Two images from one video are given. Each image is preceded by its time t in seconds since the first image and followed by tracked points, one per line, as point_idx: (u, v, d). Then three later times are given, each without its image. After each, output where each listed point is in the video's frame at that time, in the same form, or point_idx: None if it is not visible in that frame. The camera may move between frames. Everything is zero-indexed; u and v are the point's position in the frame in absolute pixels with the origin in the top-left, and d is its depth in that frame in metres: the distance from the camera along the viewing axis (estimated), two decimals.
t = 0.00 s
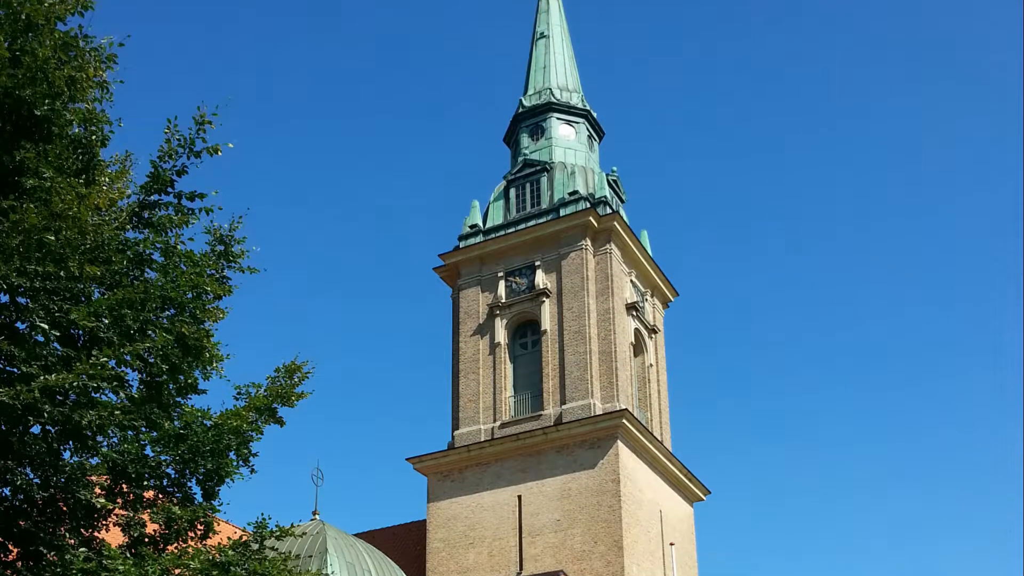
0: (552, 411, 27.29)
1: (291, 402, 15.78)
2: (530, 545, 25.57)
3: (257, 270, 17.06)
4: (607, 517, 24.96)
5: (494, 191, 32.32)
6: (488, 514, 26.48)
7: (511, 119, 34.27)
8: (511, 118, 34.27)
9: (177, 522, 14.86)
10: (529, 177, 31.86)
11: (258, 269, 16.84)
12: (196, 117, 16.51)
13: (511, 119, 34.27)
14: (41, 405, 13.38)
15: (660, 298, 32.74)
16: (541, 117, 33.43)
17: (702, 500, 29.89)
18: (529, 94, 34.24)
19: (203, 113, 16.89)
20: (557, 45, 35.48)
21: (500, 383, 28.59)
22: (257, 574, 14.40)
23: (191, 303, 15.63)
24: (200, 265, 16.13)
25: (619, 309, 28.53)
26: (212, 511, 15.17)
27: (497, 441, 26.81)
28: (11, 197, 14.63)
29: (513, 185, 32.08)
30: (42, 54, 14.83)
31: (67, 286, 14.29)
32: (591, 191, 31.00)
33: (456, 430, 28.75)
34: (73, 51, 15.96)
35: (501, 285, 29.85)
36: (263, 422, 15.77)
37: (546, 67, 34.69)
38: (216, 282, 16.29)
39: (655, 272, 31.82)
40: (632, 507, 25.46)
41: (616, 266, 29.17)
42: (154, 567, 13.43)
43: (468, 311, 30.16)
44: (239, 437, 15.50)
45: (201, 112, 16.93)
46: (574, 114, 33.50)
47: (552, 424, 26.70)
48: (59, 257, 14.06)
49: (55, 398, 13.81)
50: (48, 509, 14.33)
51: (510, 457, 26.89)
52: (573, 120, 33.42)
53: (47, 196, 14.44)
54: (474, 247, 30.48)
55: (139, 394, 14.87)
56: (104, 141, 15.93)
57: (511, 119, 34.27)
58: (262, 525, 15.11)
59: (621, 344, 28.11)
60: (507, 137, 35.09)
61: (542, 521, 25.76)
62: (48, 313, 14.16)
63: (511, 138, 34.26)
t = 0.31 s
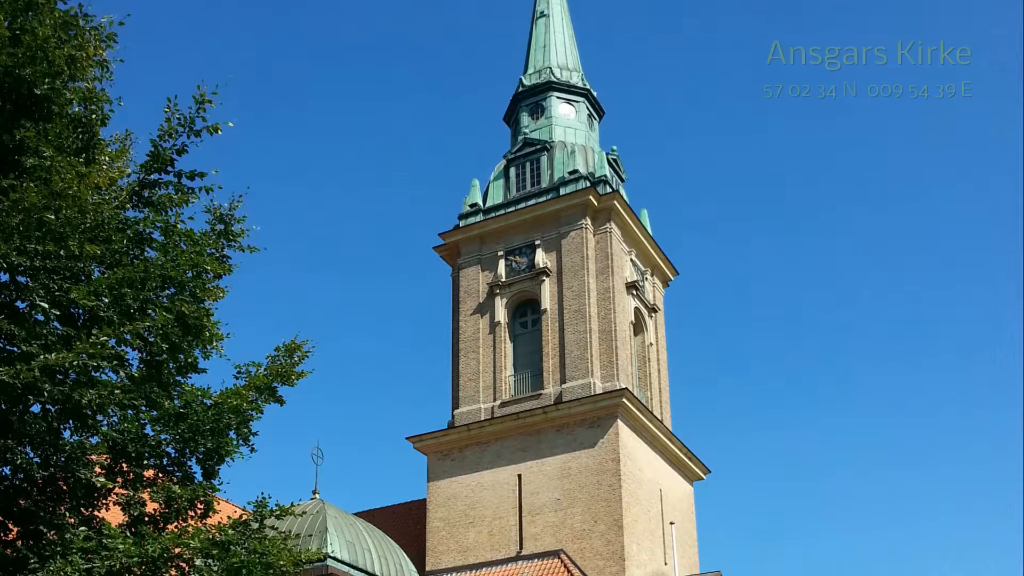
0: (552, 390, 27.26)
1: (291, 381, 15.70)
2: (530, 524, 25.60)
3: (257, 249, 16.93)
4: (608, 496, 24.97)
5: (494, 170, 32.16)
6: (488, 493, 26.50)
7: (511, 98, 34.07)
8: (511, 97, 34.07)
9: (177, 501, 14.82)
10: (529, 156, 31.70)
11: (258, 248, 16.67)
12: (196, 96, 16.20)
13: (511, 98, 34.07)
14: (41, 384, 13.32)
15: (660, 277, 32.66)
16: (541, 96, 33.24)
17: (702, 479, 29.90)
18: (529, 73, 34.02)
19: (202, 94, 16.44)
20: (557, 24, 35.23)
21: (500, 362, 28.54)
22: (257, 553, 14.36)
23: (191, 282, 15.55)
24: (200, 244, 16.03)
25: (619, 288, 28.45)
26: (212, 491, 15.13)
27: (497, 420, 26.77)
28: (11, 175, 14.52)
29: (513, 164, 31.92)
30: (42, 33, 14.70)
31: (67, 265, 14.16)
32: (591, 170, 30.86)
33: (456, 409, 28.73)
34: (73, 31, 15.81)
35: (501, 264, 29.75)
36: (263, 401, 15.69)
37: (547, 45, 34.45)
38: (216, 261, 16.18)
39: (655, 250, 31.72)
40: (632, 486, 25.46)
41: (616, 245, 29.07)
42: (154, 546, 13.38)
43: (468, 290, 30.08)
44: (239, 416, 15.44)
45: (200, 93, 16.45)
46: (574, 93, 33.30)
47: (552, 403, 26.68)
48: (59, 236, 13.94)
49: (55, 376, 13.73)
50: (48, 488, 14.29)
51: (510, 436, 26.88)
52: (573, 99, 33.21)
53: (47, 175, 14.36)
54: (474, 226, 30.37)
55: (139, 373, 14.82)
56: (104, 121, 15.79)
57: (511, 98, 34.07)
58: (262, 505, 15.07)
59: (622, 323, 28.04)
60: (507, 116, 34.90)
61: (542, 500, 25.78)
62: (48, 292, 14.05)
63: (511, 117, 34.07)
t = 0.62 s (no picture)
0: (552, 372, 27.23)
1: (291, 362, 15.66)
2: (530, 505, 25.63)
3: (257, 230, 16.84)
4: (608, 478, 24.98)
5: (494, 151, 32.04)
6: (488, 474, 26.51)
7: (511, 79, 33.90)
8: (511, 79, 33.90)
9: (177, 482, 14.82)
10: (529, 137, 31.57)
11: (258, 229, 16.54)
12: (196, 76, 15.90)
13: (511, 80, 33.90)
14: (41, 365, 13.25)
15: (660, 258, 32.59)
16: (541, 77, 33.07)
17: (701, 460, 29.93)
18: (529, 55, 33.84)
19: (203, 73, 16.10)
20: (557, 5, 35.01)
21: (500, 343, 28.50)
22: (257, 535, 14.33)
23: (191, 264, 15.46)
24: (200, 225, 15.96)
25: (619, 269, 28.38)
26: (212, 472, 15.12)
27: (497, 401, 26.75)
28: (10, 157, 14.45)
29: (513, 145, 31.79)
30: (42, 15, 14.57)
31: (67, 247, 14.08)
32: (591, 152, 30.75)
33: (456, 390, 28.72)
34: (73, 12, 15.67)
35: (501, 245, 29.67)
36: (263, 382, 15.64)
37: (546, 27, 34.24)
38: (216, 242, 16.11)
39: (655, 232, 31.63)
40: (632, 467, 25.46)
41: (615, 227, 28.99)
42: (154, 528, 13.42)
43: (468, 271, 30.01)
44: (239, 397, 15.41)
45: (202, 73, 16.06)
46: (574, 74, 33.12)
47: (552, 384, 26.65)
48: (59, 218, 13.85)
49: (55, 358, 13.69)
50: (48, 470, 14.23)
51: (510, 418, 26.87)
52: (573, 80, 33.03)
53: (47, 157, 14.30)
54: (474, 207, 30.27)
55: (139, 354, 14.71)
56: (104, 102, 15.66)
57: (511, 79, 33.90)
58: (262, 486, 15.06)
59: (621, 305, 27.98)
60: (507, 98, 34.74)
61: (542, 482, 25.80)
62: (48, 274, 13.96)
63: (511, 98, 33.91)
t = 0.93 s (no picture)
0: (552, 353, 27.19)
1: (291, 343, 15.62)
2: (530, 486, 25.64)
3: (257, 211, 16.76)
4: (608, 459, 24.98)
5: (494, 132, 31.90)
6: (488, 456, 26.51)
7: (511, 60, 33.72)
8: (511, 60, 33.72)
9: (177, 464, 14.80)
10: (529, 118, 31.42)
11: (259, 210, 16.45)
12: (196, 57, 15.79)
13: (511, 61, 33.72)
14: (41, 347, 13.17)
15: (660, 239, 32.50)
16: (541, 58, 32.88)
17: (701, 441, 29.94)
18: (529, 36, 33.64)
19: (203, 54, 16.02)
20: None
21: (500, 324, 28.45)
22: (257, 516, 14.30)
23: (191, 245, 15.39)
24: (200, 206, 15.89)
25: (619, 250, 28.29)
26: (212, 454, 15.09)
27: (497, 382, 26.73)
28: (10, 138, 14.37)
29: (513, 126, 31.65)
30: None
31: (67, 228, 14.02)
32: (591, 133, 30.61)
33: (456, 371, 28.70)
34: None
35: (501, 226, 29.58)
36: (263, 362, 15.61)
37: (547, 7, 34.02)
38: (216, 224, 16.04)
39: (655, 213, 31.52)
40: (632, 449, 25.46)
41: (615, 207, 28.88)
42: (154, 509, 13.41)
43: (468, 252, 29.94)
44: (239, 378, 15.37)
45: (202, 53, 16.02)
46: (574, 55, 32.93)
47: (552, 365, 26.62)
48: (59, 199, 13.77)
49: (55, 339, 13.59)
50: (48, 451, 14.17)
51: (510, 399, 26.85)
52: (573, 61, 32.85)
53: (47, 138, 14.21)
54: (473, 188, 30.17)
55: (139, 335, 14.70)
56: (104, 84, 15.56)
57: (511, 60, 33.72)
58: (262, 467, 15.04)
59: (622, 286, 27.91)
60: (507, 79, 34.57)
61: (542, 463, 25.80)
62: (48, 254, 13.88)
63: (511, 79, 33.74)
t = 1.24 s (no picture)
0: (552, 332, 27.15)
1: (291, 322, 15.58)
2: (530, 465, 25.66)
3: (258, 191, 16.69)
4: (608, 438, 24.99)
5: (494, 111, 31.74)
6: (488, 435, 26.51)
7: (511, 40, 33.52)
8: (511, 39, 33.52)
9: (177, 443, 14.77)
10: (529, 97, 31.26)
11: (259, 190, 16.36)
12: (196, 36, 15.68)
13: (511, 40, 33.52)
14: (41, 326, 13.09)
15: (660, 218, 32.40)
16: (541, 37, 32.68)
17: (701, 420, 29.96)
18: (529, 15, 33.43)
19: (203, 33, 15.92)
20: None
21: (500, 303, 28.39)
22: (257, 495, 14.27)
23: (191, 224, 15.32)
24: (200, 185, 15.80)
25: (619, 229, 28.21)
26: (212, 433, 15.06)
27: (498, 361, 26.70)
28: (10, 118, 14.27)
29: (513, 105, 31.49)
30: None
31: (67, 207, 13.95)
32: (591, 112, 30.46)
33: (456, 350, 28.67)
34: None
35: (501, 205, 29.48)
36: (263, 342, 15.57)
37: None
38: (216, 203, 15.97)
39: (655, 192, 31.41)
40: (632, 428, 25.46)
41: (616, 187, 28.78)
42: (154, 488, 13.36)
43: (468, 231, 29.85)
44: (239, 357, 15.34)
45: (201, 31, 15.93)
46: (574, 34, 32.73)
47: (552, 344, 26.59)
48: (59, 177, 13.68)
49: (55, 318, 13.51)
50: (48, 430, 14.16)
51: (510, 378, 26.84)
52: (573, 40, 32.66)
53: (47, 117, 14.12)
54: (473, 167, 30.05)
55: (139, 314, 14.63)
56: (104, 63, 15.45)
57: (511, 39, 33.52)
58: (262, 446, 15.01)
59: (622, 265, 27.84)
60: (507, 58, 34.37)
61: (542, 442, 25.81)
62: (48, 233, 13.79)
63: (511, 58, 33.56)
